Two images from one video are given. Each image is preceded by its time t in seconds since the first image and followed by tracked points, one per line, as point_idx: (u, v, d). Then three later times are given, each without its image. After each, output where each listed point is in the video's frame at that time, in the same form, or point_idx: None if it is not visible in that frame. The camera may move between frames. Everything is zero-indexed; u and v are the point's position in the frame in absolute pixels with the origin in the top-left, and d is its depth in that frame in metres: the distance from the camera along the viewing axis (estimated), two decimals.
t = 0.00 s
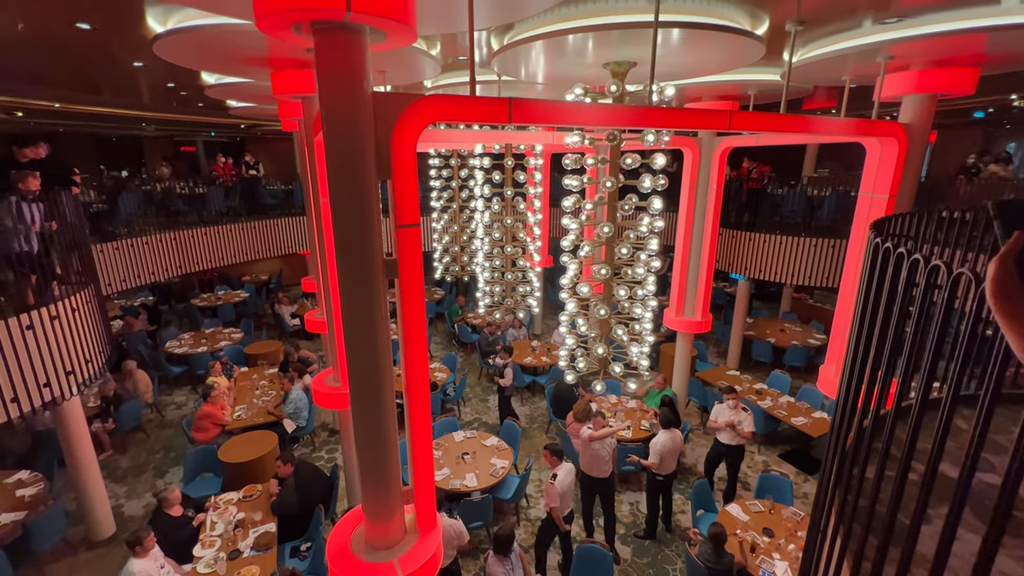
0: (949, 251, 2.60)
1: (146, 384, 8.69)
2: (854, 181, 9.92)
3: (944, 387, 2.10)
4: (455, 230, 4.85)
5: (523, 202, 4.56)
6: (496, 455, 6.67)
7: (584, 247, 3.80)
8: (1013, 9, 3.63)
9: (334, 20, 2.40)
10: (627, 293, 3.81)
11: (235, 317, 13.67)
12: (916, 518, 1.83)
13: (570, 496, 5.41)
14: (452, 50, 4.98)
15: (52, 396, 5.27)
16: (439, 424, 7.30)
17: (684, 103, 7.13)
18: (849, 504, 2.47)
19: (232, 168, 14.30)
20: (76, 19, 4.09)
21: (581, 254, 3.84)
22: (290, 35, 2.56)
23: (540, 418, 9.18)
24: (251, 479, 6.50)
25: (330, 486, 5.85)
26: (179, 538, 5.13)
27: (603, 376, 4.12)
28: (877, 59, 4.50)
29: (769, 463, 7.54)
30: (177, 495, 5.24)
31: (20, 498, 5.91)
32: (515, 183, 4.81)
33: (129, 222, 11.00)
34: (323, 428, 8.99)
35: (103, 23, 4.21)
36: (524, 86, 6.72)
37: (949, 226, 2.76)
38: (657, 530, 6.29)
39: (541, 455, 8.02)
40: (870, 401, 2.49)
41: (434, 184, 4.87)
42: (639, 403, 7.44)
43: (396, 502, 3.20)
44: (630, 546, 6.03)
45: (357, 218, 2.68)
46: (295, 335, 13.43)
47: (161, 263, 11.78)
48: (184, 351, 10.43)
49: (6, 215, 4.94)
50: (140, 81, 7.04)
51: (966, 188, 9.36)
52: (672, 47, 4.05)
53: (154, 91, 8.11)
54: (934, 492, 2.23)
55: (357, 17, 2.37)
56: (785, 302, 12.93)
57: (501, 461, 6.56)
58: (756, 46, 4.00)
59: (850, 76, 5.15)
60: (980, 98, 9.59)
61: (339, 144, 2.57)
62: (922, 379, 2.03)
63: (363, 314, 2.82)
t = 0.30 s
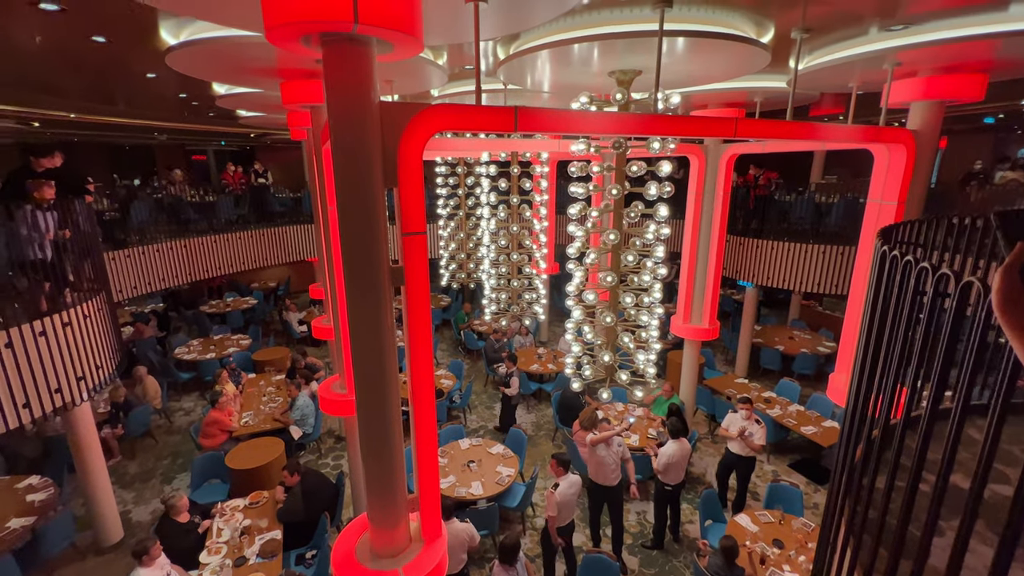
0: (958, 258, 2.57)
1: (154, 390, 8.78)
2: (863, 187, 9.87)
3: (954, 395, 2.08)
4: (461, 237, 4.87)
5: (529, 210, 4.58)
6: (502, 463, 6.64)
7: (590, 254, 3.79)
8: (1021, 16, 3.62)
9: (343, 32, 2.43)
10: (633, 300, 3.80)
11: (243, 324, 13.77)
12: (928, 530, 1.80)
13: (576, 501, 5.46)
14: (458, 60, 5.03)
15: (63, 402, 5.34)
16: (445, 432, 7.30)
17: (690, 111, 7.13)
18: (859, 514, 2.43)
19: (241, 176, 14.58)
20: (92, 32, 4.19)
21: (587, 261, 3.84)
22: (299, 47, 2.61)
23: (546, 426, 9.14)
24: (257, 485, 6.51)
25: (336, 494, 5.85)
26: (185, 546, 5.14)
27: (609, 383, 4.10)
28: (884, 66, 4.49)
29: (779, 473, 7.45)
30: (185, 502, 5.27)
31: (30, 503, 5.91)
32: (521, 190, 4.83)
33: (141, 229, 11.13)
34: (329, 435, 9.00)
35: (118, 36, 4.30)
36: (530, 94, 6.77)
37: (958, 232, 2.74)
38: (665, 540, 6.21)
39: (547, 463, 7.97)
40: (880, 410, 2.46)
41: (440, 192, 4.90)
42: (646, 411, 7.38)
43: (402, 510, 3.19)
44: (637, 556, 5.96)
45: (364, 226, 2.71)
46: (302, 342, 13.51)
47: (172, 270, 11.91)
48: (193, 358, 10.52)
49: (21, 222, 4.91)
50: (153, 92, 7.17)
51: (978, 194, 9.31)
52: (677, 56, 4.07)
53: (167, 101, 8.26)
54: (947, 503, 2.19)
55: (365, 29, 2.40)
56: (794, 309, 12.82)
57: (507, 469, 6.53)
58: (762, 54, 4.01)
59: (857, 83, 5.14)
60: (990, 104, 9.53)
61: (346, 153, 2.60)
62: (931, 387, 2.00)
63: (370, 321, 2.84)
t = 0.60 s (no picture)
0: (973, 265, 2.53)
1: (166, 395, 8.86)
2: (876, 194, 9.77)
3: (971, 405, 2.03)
4: (469, 244, 4.90)
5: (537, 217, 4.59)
6: (510, 471, 6.60)
7: (599, 261, 3.78)
8: None
9: (354, 43, 2.47)
10: (642, 308, 3.77)
11: (254, 330, 13.91)
12: (944, 544, 1.75)
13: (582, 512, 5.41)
14: (467, 69, 5.08)
15: (78, 407, 5.42)
16: (453, 439, 7.29)
17: (699, 117, 7.12)
18: (874, 527, 2.38)
19: (255, 184, 14.78)
20: (111, 45, 4.29)
21: (595, 268, 3.83)
22: (310, 58, 2.65)
23: (555, 434, 9.08)
24: (267, 491, 6.54)
25: (344, 501, 5.86)
26: (195, 551, 5.17)
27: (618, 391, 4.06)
28: (895, 71, 4.45)
29: (792, 483, 7.32)
30: (193, 508, 5.28)
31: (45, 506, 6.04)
32: (529, 198, 4.84)
33: (155, 237, 11.35)
34: (337, 441, 9.03)
35: (136, 49, 4.41)
36: (538, 102, 6.81)
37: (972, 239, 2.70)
38: (675, 551, 6.12)
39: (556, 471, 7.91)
40: (894, 420, 2.41)
41: (449, 200, 4.93)
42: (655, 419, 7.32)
43: (409, 518, 3.19)
44: (647, 567, 5.88)
45: (373, 233, 2.73)
46: (312, 349, 13.60)
47: (186, 277, 12.09)
48: (205, 364, 10.64)
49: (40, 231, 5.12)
50: (169, 103, 7.33)
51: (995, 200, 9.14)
52: (685, 64, 4.07)
53: (182, 112, 8.44)
54: (965, 516, 2.14)
55: (375, 40, 2.43)
56: (806, 316, 12.67)
57: (515, 477, 6.50)
58: (771, 61, 4.00)
59: (868, 88, 5.10)
60: (1005, 109, 9.40)
61: (356, 162, 2.63)
62: (947, 397, 1.96)
63: (379, 328, 2.85)
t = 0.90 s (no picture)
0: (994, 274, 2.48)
1: (182, 400, 8.92)
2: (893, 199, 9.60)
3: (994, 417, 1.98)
4: (481, 251, 4.92)
5: (548, 224, 4.59)
6: (521, 479, 6.56)
7: (610, 268, 3.77)
8: None
9: (367, 54, 2.51)
10: (654, 315, 3.74)
11: (268, 336, 14.08)
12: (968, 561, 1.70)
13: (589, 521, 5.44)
14: (478, 77, 5.13)
15: (97, 411, 5.53)
16: (464, 446, 7.28)
17: (711, 123, 7.07)
18: (894, 543, 2.32)
19: (269, 192, 15.02)
20: (133, 58, 4.42)
21: (606, 275, 3.81)
22: (324, 68, 2.70)
23: (566, 441, 9.02)
24: (278, 496, 6.57)
25: (355, 507, 5.88)
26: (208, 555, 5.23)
27: (630, 399, 4.03)
28: (912, 75, 4.39)
29: (809, 495, 7.16)
30: (206, 514, 5.27)
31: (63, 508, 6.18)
32: (540, 205, 4.84)
33: (173, 243, 11.61)
34: (349, 447, 9.08)
35: (157, 61, 4.53)
36: (549, 110, 6.84)
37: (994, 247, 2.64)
38: (689, 563, 6.01)
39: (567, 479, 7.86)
40: (915, 432, 2.35)
41: (461, 207, 4.96)
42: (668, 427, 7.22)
43: (419, 525, 3.18)
44: None
45: (385, 240, 2.76)
46: (325, 354, 13.74)
47: (202, 283, 12.31)
48: (220, 369, 10.79)
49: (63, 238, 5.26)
50: (187, 113, 7.49)
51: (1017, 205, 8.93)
52: (696, 70, 4.07)
53: (200, 122, 8.63)
54: (991, 532, 2.07)
55: (388, 51, 2.47)
56: (823, 324, 12.45)
57: (525, 485, 6.46)
58: (785, 66, 3.97)
59: (884, 93, 5.04)
60: None
61: (369, 170, 2.67)
62: (969, 408, 1.91)
63: (390, 335, 2.87)
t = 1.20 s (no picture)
0: None
1: (201, 403, 9.13)
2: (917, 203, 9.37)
3: None
4: (495, 256, 4.94)
5: (562, 229, 4.58)
6: (534, 486, 6.53)
7: (624, 273, 3.74)
8: None
9: (383, 64, 2.55)
10: (669, 321, 3.70)
11: (285, 340, 14.29)
12: None
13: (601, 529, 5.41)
14: (492, 84, 5.16)
15: (120, 413, 5.69)
16: (477, 452, 7.27)
17: (727, 128, 7.01)
18: (922, 558, 2.25)
19: (287, 199, 15.29)
20: (158, 70, 4.56)
21: (620, 281, 3.79)
22: (341, 78, 2.75)
23: (579, 448, 8.95)
24: (294, 499, 6.64)
25: (368, 511, 5.90)
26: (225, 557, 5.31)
27: (645, 407, 3.98)
28: (935, 77, 4.30)
29: (830, 506, 6.99)
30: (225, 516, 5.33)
31: (86, 507, 6.35)
32: (554, 210, 4.85)
33: (194, 249, 11.87)
34: (363, 451, 9.14)
35: (180, 73, 4.66)
36: (562, 116, 6.84)
37: None
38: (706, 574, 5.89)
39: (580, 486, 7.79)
40: (942, 444, 2.28)
41: (475, 213, 4.99)
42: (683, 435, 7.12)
43: (432, 531, 3.18)
44: None
45: (399, 246, 2.79)
46: (340, 359, 13.88)
47: (221, 288, 12.55)
48: (238, 373, 10.97)
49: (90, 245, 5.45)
50: (209, 122, 7.69)
51: None
52: (711, 75, 4.05)
53: (221, 131, 8.84)
54: None
55: (404, 60, 2.51)
56: (844, 331, 12.15)
57: (539, 492, 6.42)
58: (802, 70, 3.92)
59: (906, 95, 4.94)
60: None
61: (384, 177, 2.71)
62: (999, 420, 1.84)
63: (404, 340, 2.89)
